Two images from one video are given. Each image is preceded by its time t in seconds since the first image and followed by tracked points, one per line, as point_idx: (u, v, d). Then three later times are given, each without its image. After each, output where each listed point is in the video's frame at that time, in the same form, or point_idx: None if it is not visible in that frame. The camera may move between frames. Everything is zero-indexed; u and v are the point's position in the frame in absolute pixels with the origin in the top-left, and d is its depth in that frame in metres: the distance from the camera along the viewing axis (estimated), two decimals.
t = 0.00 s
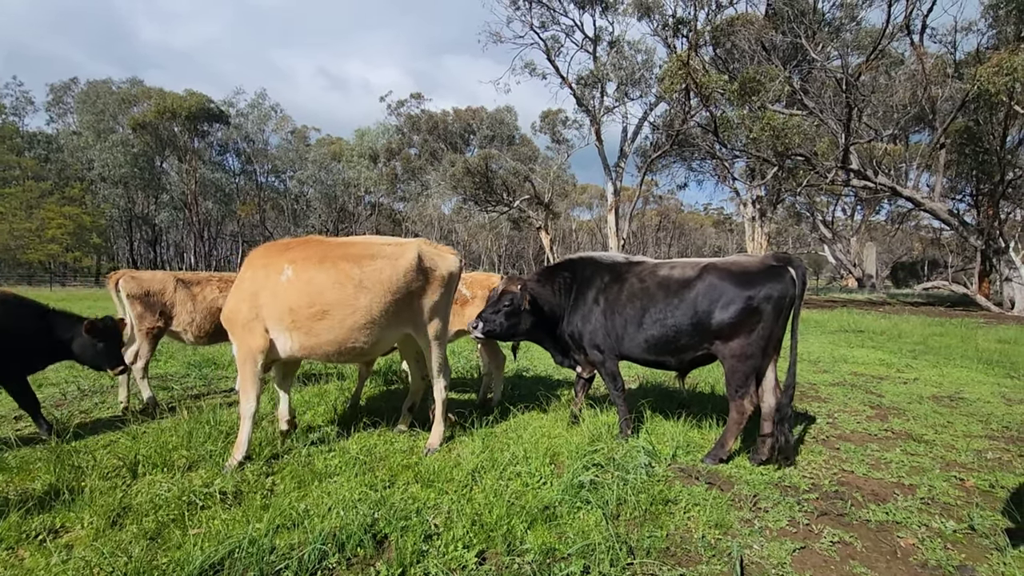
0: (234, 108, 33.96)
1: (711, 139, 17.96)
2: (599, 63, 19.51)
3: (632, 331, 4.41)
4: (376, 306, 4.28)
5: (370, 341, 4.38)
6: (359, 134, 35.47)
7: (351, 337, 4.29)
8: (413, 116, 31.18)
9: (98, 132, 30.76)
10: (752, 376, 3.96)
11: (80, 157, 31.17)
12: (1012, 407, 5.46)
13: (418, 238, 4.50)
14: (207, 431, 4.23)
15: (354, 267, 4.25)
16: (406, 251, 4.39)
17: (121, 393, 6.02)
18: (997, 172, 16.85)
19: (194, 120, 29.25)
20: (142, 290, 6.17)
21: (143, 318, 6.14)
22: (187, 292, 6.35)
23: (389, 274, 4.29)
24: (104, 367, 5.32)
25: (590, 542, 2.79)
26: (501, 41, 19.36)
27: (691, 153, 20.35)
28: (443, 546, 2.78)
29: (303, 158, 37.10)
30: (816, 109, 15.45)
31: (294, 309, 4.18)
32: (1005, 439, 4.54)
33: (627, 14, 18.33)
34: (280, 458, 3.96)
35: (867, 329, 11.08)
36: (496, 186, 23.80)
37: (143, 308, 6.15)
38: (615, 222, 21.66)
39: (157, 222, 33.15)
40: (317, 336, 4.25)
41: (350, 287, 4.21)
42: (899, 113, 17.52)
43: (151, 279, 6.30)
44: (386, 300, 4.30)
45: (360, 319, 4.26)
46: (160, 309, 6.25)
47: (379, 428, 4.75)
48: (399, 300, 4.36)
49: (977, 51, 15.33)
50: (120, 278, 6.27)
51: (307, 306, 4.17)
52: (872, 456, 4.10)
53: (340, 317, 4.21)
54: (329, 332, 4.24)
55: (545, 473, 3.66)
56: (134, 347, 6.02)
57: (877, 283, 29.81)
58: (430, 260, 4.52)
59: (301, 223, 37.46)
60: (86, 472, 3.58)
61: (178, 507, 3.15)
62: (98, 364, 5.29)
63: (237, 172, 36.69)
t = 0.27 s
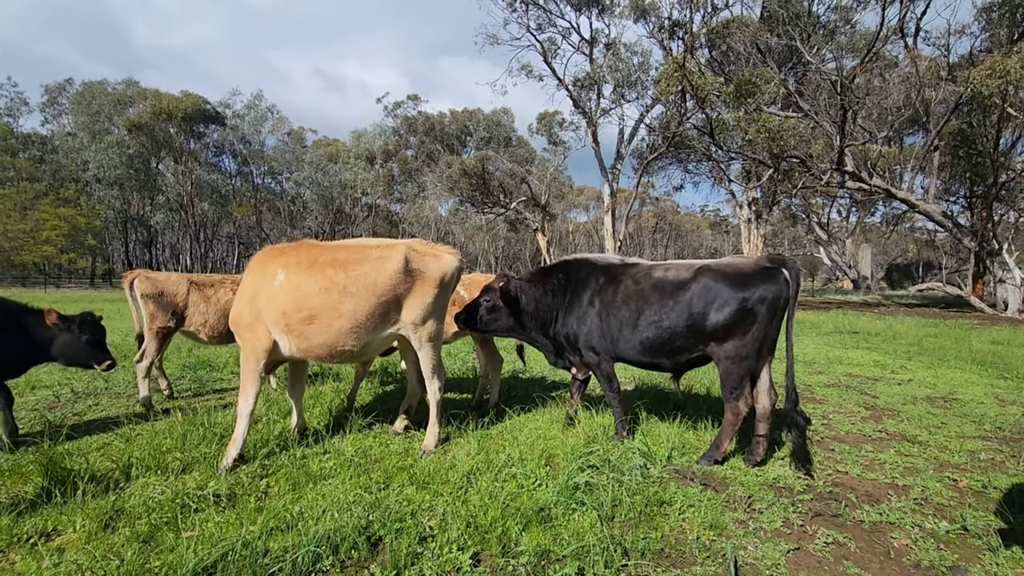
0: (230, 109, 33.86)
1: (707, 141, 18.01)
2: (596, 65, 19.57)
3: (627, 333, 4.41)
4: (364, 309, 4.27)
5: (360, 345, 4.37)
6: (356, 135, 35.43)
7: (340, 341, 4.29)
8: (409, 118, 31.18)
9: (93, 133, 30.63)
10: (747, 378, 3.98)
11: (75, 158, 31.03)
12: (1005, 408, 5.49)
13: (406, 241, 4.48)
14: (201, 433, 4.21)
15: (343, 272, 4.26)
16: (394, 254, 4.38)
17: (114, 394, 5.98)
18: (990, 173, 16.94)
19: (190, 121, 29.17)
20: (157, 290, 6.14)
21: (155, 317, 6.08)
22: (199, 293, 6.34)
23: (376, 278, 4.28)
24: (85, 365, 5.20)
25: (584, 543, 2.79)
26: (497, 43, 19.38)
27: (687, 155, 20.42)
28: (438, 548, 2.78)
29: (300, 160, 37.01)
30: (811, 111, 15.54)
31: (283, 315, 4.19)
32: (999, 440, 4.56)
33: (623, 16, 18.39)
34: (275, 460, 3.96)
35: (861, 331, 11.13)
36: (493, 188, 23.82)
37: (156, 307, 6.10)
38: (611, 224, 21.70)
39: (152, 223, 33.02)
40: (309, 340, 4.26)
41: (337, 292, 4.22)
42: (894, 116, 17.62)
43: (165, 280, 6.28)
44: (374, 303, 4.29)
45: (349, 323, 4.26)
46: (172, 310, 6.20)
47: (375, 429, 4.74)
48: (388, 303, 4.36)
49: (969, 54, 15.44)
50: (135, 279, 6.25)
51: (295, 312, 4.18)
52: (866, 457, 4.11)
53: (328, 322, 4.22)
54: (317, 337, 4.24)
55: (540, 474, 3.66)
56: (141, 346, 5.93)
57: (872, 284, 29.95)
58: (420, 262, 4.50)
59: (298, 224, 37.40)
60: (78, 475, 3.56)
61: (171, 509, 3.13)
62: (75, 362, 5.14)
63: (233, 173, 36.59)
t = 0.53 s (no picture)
0: (226, 110, 33.73)
1: (703, 143, 18.07)
2: (592, 67, 19.61)
3: (622, 336, 4.43)
4: (351, 313, 4.36)
5: (352, 347, 4.47)
6: (352, 137, 35.35)
7: (331, 344, 4.43)
8: (406, 119, 31.17)
9: (88, 134, 30.46)
10: (742, 380, 4.00)
11: (69, 159, 30.84)
12: (999, 409, 5.53)
13: (395, 244, 4.47)
14: (198, 435, 4.20)
15: (331, 277, 4.37)
16: (380, 258, 4.41)
17: (109, 398, 5.93)
18: (983, 175, 17.04)
19: (185, 122, 29.08)
20: (160, 291, 6.11)
21: (158, 318, 6.07)
22: (202, 295, 6.30)
23: (362, 282, 4.35)
24: (79, 367, 5.17)
25: (580, 546, 2.79)
26: (493, 45, 19.39)
27: (683, 157, 20.48)
28: (433, 551, 2.78)
29: (296, 161, 36.92)
30: (806, 113, 15.61)
31: (280, 318, 4.44)
32: (992, 441, 4.59)
33: (619, 18, 18.46)
34: (270, 462, 3.94)
35: (857, 332, 11.18)
36: (489, 190, 23.83)
37: (160, 309, 6.09)
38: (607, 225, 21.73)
39: (147, 225, 32.90)
40: (304, 343, 4.46)
41: (324, 297, 4.36)
42: (888, 118, 17.73)
43: (169, 281, 6.24)
44: (360, 307, 4.36)
45: (337, 326, 4.38)
46: (175, 312, 6.19)
47: (372, 432, 4.73)
48: (376, 306, 4.39)
49: (963, 57, 15.55)
50: (138, 279, 6.22)
51: (290, 316, 4.41)
52: (861, 458, 4.13)
53: (318, 325, 4.39)
54: (310, 339, 4.43)
55: (537, 477, 3.66)
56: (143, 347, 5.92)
57: (867, 285, 30.09)
58: (410, 263, 4.47)
59: (294, 226, 37.37)
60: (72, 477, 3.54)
61: (166, 513, 3.12)
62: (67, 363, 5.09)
63: (229, 174, 36.48)
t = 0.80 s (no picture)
0: (221, 111, 33.61)
1: (698, 145, 18.10)
2: (588, 68, 19.65)
3: (618, 337, 4.44)
4: (338, 313, 4.47)
5: (340, 346, 4.56)
6: (348, 138, 35.27)
7: (317, 341, 4.55)
8: (402, 121, 31.14)
9: (82, 135, 30.30)
10: (737, 380, 4.01)
11: (63, 160, 30.65)
12: (992, 409, 5.56)
13: (384, 246, 4.56)
14: (193, 438, 4.18)
15: (321, 276, 4.51)
16: (367, 259, 4.52)
17: (103, 400, 5.89)
18: (977, 177, 17.13)
19: (181, 123, 28.99)
20: (158, 294, 6.05)
21: (155, 320, 6.02)
22: (199, 297, 6.27)
23: (348, 282, 4.46)
24: (78, 357, 5.15)
25: (577, 547, 2.79)
26: (490, 46, 19.40)
27: (679, 159, 20.53)
28: (430, 553, 2.78)
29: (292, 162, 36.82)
30: (801, 115, 15.67)
31: (276, 316, 4.65)
32: (986, 441, 4.62)
33: (615, 20, 18.51)
34: (266, 464, 3.93)
35: (852, 332, 11.23)
36: (486, 191, 23.81)
37: (157, 311, 6.04)
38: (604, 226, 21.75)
39: (142, 226, 32.75)
40: (296, 340, 4.62)
41: (310, 295, 4.52)
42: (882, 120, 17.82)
43: (165, 284, 6.18)
44: (344, 306, 4.46)
45: (322, 324, 4.50)
46: (172, 313, 6.15)
47: (368, 434, 4.73)
48: (361, 306, 4.48)
49: (956, 59, 15.65)
50: (135, 281, 6.16)
51: (283, 314, 4.60)
52: (856, 458, 4.15)
53: (305, 322, 4.55)
54: (297, 335, 4.60)
55: (533, 478, 3.66)
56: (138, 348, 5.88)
57: (862, 286, 30.24)
58: (398, 265, 4.54)
59: (290, 227, 37.30)
60: (66, 480, 3.52)
61: (161, 516, 3.11)
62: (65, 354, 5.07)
63: (224, 175, 36.35)
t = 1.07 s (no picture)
0: (216, 112, 33.47)
1: (693, 145, 18.13)
2: (584, 69, 19.69)
3: (611, 337, 4.44)
4: (318, 315, 4.53)
5: (321, 347, 4.63)
6: (344, 138, 35.18)
7: (300, 342, 4.64)
8: (398, 121, 31.10)
9: (76, 135, 30.09)
10: (731, 380, 4.02)
11: (56, 161, 30.45)
12: (984, 408, 5.60)
13: (365, 249, 4.60)
14: (185, 440, 4.16)
15: (303, 278, 4.59)
16: (346, 262, 4.58)
17: (96, 402, 5.84)
18: (970, 177, 17.21)
19: (175, 124, 28.86)
20: (154, 295, 5.99)
21: (150, 321, 5.97)
22: (195, 298, 6.26)
23: (327, 284, 4.52)
24: (67, 360, 5.11)
25: (572, 548, 2.79)
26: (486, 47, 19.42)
27: (674, 159, 20.59)
28: (425, 553, 2.77)
29: (287, 163, 36.71)
30: (795, 116, 15.75)
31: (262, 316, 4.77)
32: (978, 440, 4.65)
33: (610, 21, 18.56)
34: (260, 466, 3.92)
35: (846, 333, 11.27)
36: (481, 192, 23.78)
37: (152, 312, 5.99)
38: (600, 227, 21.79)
39: (136, 227, 32.58)
40: (281, 341, 4.73)
41: (291, 297, 4.61)
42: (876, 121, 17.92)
43: (161, 284, 6.12)
44: (323, 308, 4.52)
45: (303, 326, 4.57)
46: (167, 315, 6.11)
47: (363, 435, 4.71)
48: (340, 308, 4.53)
49: (948, 61, 15.76)
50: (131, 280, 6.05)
51: (269, 315, 4.71)
52: (849, 458, 4.17)
53: (287, 324, 4.64)
54: (282, 336, 4.71)
55: (528, 479, 3.65)
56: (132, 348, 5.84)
57: (856, 286, 30.39)
58: (378, 268, 4.58)
59: (285, 228, 37.21)
60: (56, 484, 3.49)
61: (154, 518, 3.09)
62: (55, 356, 5.04)
63: (219, 176, 36.21)
